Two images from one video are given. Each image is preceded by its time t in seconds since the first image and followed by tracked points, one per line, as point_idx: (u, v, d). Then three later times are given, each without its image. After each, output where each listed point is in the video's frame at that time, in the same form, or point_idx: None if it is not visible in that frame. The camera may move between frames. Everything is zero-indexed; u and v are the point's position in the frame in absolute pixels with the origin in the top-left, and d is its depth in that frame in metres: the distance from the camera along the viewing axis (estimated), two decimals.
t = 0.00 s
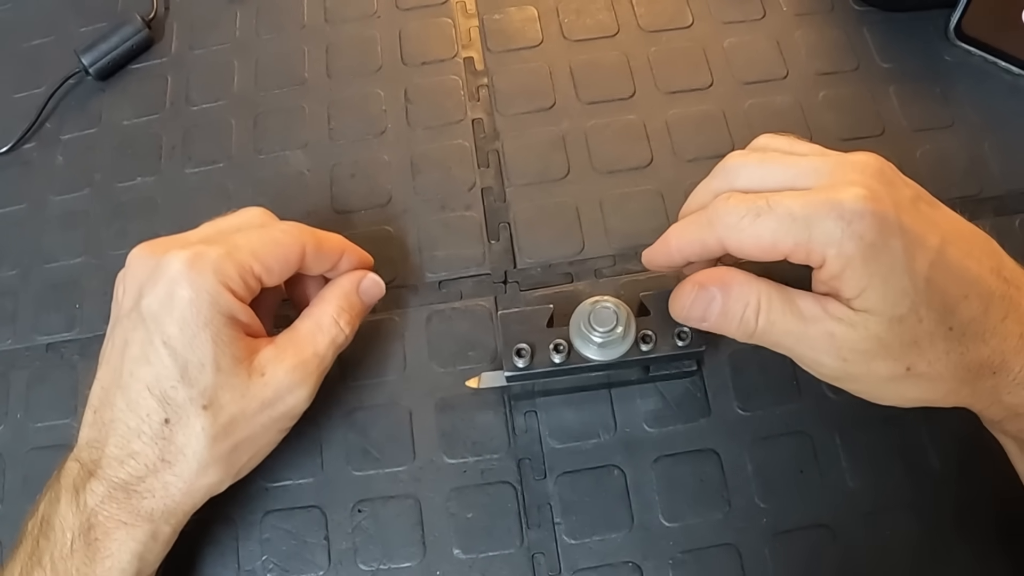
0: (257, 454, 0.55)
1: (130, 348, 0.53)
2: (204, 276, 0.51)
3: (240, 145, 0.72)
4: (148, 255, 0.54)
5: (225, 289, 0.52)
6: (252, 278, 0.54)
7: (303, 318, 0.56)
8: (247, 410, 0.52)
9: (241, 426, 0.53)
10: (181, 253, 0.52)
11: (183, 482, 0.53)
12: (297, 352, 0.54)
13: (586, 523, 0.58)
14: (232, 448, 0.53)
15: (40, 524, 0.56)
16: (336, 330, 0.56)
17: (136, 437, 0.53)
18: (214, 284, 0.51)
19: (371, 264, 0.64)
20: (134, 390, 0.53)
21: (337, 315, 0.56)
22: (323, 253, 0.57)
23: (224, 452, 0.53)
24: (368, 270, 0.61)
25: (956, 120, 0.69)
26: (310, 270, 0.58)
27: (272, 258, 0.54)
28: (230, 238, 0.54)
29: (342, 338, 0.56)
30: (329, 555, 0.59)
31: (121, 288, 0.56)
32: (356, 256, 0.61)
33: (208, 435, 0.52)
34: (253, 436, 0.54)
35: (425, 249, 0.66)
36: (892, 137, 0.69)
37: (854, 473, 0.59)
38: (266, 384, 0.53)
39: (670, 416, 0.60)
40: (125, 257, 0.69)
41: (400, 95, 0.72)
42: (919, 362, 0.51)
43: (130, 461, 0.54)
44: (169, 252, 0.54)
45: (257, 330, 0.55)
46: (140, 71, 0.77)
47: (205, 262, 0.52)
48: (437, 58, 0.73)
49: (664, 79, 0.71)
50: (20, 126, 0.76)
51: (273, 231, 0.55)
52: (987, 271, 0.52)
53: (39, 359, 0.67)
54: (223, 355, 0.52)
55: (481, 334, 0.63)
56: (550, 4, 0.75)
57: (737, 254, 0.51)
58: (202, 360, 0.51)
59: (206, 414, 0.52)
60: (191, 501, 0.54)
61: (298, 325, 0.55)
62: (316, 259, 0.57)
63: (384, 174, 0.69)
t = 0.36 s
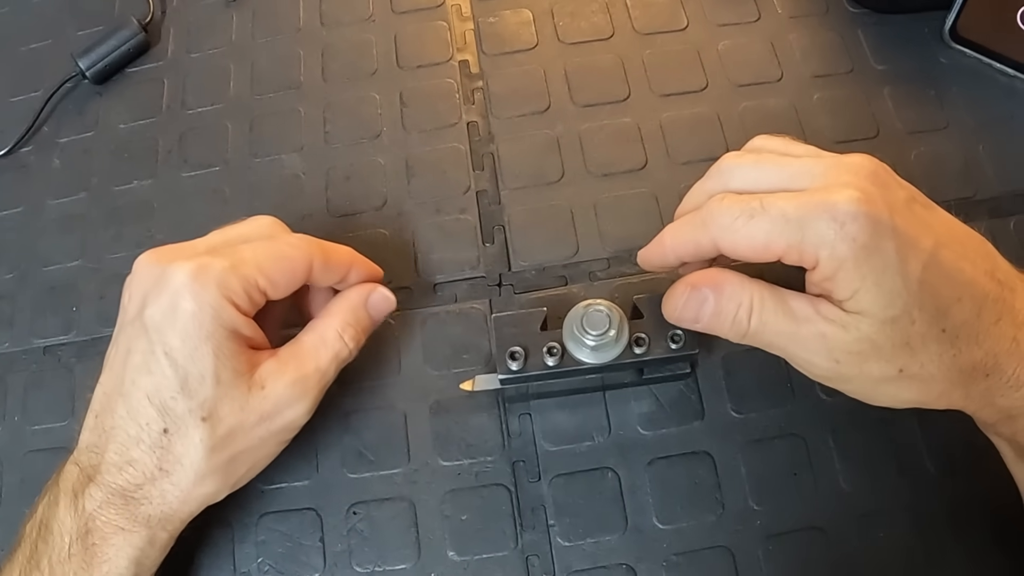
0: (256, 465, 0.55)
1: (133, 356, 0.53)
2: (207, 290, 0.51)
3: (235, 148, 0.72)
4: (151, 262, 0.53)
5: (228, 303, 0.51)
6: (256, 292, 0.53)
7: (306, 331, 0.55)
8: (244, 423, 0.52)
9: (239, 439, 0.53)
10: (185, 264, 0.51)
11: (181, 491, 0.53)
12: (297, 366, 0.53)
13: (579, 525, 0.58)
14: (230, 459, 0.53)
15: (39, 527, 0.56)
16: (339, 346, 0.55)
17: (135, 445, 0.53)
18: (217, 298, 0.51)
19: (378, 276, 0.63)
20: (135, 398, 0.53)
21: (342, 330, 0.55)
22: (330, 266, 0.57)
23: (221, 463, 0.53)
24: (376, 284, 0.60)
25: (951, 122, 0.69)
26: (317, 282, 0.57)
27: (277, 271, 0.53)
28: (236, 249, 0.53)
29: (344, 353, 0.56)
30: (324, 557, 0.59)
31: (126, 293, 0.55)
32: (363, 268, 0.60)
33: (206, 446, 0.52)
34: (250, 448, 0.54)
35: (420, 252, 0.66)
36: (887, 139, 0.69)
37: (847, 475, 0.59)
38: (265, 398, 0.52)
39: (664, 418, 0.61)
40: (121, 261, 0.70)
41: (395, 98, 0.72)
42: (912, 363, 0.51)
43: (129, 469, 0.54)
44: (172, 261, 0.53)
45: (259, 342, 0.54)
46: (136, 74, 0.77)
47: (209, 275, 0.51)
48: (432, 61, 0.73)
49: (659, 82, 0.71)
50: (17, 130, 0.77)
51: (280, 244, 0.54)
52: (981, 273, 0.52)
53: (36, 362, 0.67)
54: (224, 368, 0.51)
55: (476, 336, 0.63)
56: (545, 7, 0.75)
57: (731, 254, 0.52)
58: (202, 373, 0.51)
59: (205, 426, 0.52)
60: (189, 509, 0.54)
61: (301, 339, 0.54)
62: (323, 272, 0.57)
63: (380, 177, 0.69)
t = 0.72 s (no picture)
0: (265, 481, 0.55)
1: (151, 367, 0.53)
2: (231, 312, 0.51)
3: (238, 150, 0.72)
4: (179, 274, 0.53)
5: (251, 327, 0.51)
6: (280, 314, 0.53)
7: (322, 348, 0.54)
8: (254, 441, 0.53)
9: (249, 458, 0.53)
10: (212, 283, 0.51)
11: (189, 502, 0.54)
12: (308, 384, 0.53)
13: (582, 526, 0.58)
14: (238, 476, 0.54)
15: (45, 525, 0.56)
16: (354, 366, 0.54)
17: (146, 454, 0.54)
18: (239, 322, 0.51)
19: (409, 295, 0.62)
20: (148, 408, 0.53)
21: (358, 351, 0.54)
22: (359, 288, 0.56)
23: (229, 480, 0.54)
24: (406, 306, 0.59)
25: (952, 123, 0.70)
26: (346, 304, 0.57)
27: (303, 294, 0.53)
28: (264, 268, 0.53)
29: (359, 373, 0.55)
30: (327, 559, 0.59)
31: (149, 302, 0.55)
32: (394, 288, 0.59)
33: (216, 462, 0.53)
34: (258, 466, 0.54)
35: (422, 253, 0.66)
36: (889, 140, 0.69)
37: (849, 476, 0.59)
38: (277, 418, 0.53)
39: (666, 420, 0.61)
40: (125, 262, 0.70)
41: (397, 99, 0.72)
42: (912, 365, 0.51)
43: (138, 476, 0.54)
44: (199, 275, 0.53)
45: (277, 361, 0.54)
46: (139, 76, 0.77)
47: (234, 297, 0.51)
48: (434, 63, 0.74)
49: (661, 84, 0.71)
50: (20, 131, 0.77)
51: (310, 266, 0.53)
52: (982, 275, 0.52)
53: (39, 363, 0.67)
54: (239, 390, 0.52)
55: (479, 338, 0.63)
56: (547, 9, 0.75)
57: (733, 256, 0.52)
58: (217, 393, 0.51)
59: (216, 443, 0.52)
60: (196, 519, 0.55)
61: (316, 356, 0.54)
62: (353, 294, 0.56)
63: (382, 178, 0.69)
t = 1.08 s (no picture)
0: (267, 495, 0.55)
1: (162, 374, 0.54)
2: (247, 328, 0.50)
3: (242, 151, 0.73)
4: (198, 284, 0.53)
5: (265, 343, 0.51)
6: (296, 330, 0.52)
7: (331, 366, 0.53)
8: (257, 455, 0.53)
9: (253, 471, 0.53)
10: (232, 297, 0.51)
11: (193, 508, 0.54)
12: (312, 400, 0.52)
13: (584, 525, 0.59)
14: (241, 488, 0.54)
15: (50, 522, 0.57)
16: (359, 382, 0.53)
17: (152, 459, 0.54)
18: (254, 337, 0.50)
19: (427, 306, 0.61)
20: (157, 413, 0.54)
21: (364, 367, 0.52)
22: (379, 301, 0.55)
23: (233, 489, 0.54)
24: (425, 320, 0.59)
25: (952, 125, 0.70)
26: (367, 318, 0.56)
27: (321, 311, 0.52)
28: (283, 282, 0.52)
29: (365, 390, 0.53)
30: (330, 558, 0.59)
31: (167, 307, 0.55)
32: (414, 298, 0.58)
33: (221, 471, 0.53)
34: (260, 480, 0.54)
35: (425, 254, 0.66)
36: (890, 142, 0.69)
37: (850, 476, 0.59)
38: (282, 434, 0.52)
39: (668, 420, 0.61)
40: (128, 263, 0.70)
41: (400, 101, 0.73)
42: (913, 365, 0.51)
43: (143, 480, 0.54)
44: (219, 286, 0.52)
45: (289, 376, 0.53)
46: (142, 77, 0.78)
47: (250, 312, 0.50)
48: (437, 65, 0.74)
49: (663, 86, 0.72)
50: (24, 132, 0.77)
51: (330, 282, 0.53)
52: (983, 276, 0.52)
53: (43, 363, 0.68)
54: (247, 405, 0.51)
55: (481, 338, 0.64)
56: (549, 11, 0.76)
57: (734, 254, 0.52)
58: (226, 406, 0.51)
59: (221, 454, 0.52)
60: (198, 524, 0.55)
61: (325, 371, 0.53)
62: (373, 307, 0.55)
63: (385, 180, 0.70)
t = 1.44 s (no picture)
0: (259, 532, 0.54)
1: (176, 395, 0.53)
2: (263, 364, 0.50)
3: (249, 155, 0.73)
4: (219, 307, 0.53)
5: (280, 378, 0.50)
6: (314, 364, 0.51)
7: (365, 440, 0.53)
8: (259, 495, 0.52)
9: (253, 510, 0.52)
10: (251, 328, 0.50)
11: (189, 529, 0.54)
12: (330, 470, 0.52)
13: (588, 524, 0.59)
14: (236, 522, 0.53)
15: (44, 525, 0.57)
16: (384, 472, 0.54)
17: (153, 477, 0.53)
18: (270, 374, 0.50)
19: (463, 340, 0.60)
20: (165, 431, 0.53)
21: (394, 459, 0.54)
22: (408, 335, 0.54)
23: (229, 524, 0.53)
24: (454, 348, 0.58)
25: (952, 129, 0.71)
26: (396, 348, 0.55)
27: (339, 348, 0.51)
28: (302, 313, 0.51)
29: (386, 478, 0.54)
30: (336, 556, 0.60)
31: (183, 327, 0.55)
32: (446, 346, 0.57)
33: (221, 505, 0.52)
34: (257, 520, 0.53)
35: (431, 256, 0.67)
36: (890, 145, 0.70)
37: (851, 475, 0.60)
38: (289, 484, 0.51)
39: (671, 420, 0.62)
40: (136, 264, 0.71)
41: (406, 105, 0.73)
42: (917, 372, 0.52)
43: (141, 496, 0.54)
44: (242, 311, 0.52)
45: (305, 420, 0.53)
46: (150, 80, 0.78)
47: (266, 349, 0.50)
48: (443, 69, 0.75)
49: (665, 90, 0.73)
50: (32, 135, 0.78)
51: (356, 325, 0.51)
52: (981, 279, 0.53)
53: (52, 363, 0.68)
54: (259, 441, 0.50)
55: (486, 339, 0.64)
56: (553, 16, 0.77)
57: (733, 254, 0.53)
58: (238, 440, 0.50)
59: (226, 487, 0.51)
60: (191, 543, 0.55)
61: (352, 446, 0.53)
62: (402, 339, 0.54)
63: (391, 183, 0.70)
